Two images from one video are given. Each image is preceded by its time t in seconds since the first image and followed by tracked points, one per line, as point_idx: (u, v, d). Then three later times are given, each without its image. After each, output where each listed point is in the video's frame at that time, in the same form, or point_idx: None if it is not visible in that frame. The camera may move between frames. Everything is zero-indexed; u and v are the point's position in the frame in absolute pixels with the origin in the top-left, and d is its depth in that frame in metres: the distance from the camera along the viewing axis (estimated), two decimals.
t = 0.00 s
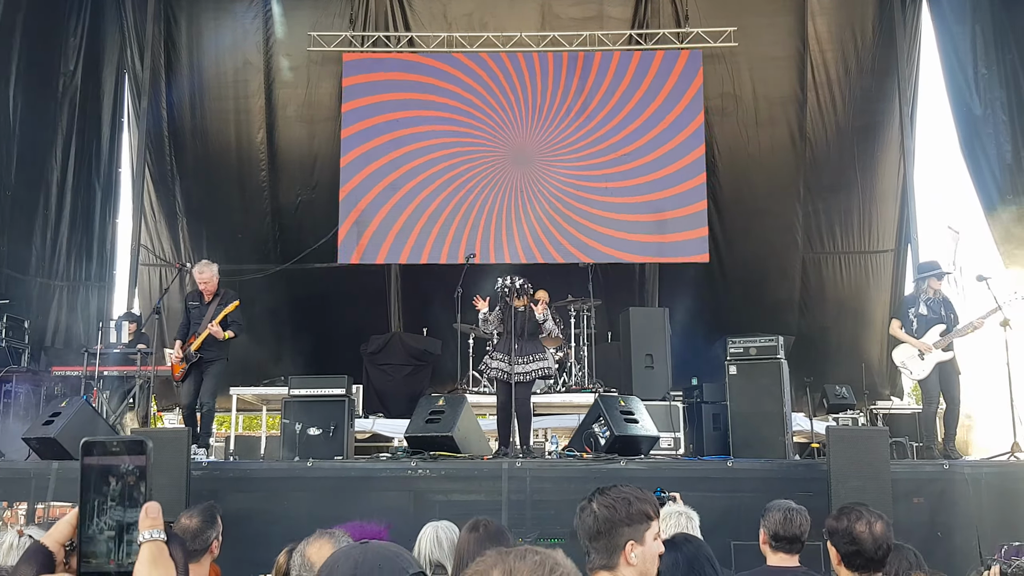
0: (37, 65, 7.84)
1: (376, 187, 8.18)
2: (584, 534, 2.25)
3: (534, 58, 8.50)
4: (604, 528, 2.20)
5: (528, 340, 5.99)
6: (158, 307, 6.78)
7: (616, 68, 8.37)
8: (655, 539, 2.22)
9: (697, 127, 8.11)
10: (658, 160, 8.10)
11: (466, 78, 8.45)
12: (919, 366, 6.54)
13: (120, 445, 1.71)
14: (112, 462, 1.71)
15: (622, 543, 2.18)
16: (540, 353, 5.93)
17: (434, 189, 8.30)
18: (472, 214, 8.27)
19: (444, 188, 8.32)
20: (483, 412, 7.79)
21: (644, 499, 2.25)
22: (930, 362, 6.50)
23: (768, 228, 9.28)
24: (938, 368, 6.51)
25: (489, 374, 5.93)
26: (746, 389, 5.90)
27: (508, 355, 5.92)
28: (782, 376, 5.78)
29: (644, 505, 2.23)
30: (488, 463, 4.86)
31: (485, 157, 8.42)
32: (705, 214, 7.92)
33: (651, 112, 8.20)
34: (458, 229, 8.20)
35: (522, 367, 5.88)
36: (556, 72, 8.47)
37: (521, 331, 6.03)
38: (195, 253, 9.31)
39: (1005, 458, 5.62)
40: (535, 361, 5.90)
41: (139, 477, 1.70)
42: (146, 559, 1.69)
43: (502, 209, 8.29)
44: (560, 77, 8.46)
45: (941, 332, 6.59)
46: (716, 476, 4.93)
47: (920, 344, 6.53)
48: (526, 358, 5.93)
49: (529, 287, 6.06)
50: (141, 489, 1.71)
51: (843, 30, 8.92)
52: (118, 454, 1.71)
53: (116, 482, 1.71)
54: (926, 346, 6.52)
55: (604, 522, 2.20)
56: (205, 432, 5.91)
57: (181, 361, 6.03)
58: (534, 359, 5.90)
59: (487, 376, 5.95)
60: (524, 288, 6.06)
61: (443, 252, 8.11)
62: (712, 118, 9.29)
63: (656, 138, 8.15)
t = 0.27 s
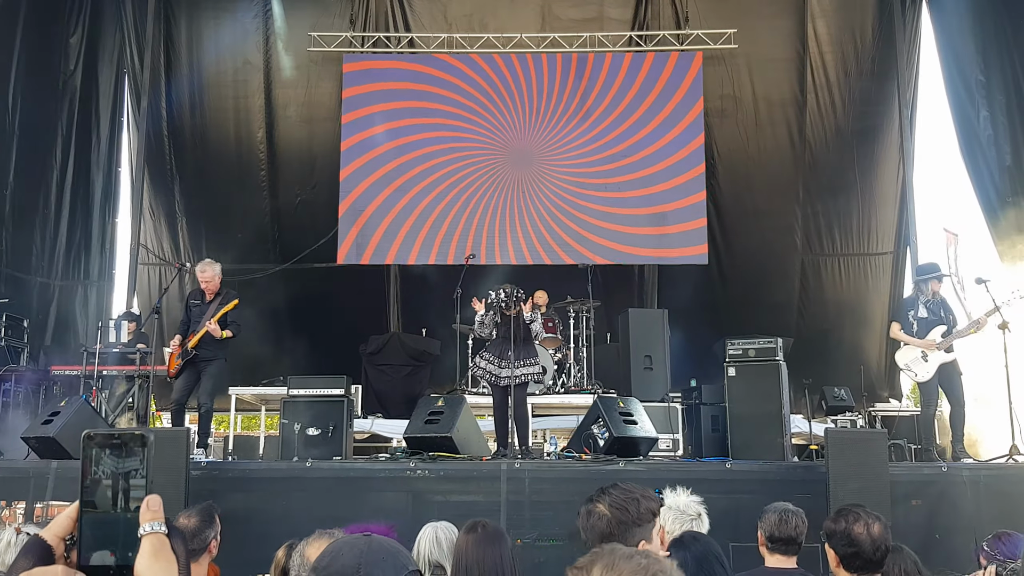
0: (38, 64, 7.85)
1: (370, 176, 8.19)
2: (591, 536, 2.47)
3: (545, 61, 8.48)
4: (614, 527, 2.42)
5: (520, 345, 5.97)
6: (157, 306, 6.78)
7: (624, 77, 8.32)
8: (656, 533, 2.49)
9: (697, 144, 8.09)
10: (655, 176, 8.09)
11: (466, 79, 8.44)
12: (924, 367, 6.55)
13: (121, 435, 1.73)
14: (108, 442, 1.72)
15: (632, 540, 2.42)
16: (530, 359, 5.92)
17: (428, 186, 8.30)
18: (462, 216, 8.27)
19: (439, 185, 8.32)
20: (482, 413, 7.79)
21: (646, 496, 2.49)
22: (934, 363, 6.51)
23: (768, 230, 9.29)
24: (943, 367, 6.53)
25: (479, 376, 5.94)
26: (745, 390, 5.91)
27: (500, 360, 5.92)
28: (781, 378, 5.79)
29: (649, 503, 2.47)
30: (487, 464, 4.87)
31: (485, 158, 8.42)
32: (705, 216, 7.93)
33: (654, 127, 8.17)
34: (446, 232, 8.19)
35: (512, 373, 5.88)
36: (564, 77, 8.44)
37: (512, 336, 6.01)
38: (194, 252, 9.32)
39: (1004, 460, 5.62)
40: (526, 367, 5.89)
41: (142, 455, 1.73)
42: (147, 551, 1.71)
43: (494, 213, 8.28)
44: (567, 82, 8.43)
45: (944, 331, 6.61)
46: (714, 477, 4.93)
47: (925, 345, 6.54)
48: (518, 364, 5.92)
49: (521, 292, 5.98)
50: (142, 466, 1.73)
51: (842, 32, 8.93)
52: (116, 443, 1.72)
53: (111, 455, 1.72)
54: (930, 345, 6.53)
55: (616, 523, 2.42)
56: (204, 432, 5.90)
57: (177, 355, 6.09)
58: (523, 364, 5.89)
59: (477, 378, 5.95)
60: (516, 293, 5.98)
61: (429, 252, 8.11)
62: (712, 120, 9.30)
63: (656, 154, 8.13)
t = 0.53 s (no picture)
0: (40, 62, 7.86)
1: (368, 164, 8.20)
2: (613, 542, 2.39)
3: (555, 63, 8.47)
4: (638, 529, 2.36)
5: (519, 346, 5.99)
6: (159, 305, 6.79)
7: (633, 85, 8.28)
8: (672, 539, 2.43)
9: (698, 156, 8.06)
10: (653, 188, 8.07)
11: (467, 79, 8.44)
12: (928, 368, 6.54)
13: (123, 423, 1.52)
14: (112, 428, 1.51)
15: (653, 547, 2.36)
16: (529, 360, 5.96)
17: (426, 178, 8.31)
18: (456, 214, 8.27)
19: (437, 180, 8.33)
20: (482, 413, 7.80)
21: (666, 501, 2.44)
22: (937, 364, 6.50)
23: (769, 231, 9.29)
24: (947, 370, 6.50)
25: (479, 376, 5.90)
26: (745, 391, 5.91)
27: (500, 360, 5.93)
28: (781, 379, 5.79)
29: (670, 508, 2.42)
30: (487, 464, 4.88)
31: (485, 159, 8.42)
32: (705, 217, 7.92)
33: (658, 139, 8.14)
34: (438, 231, 8.18)
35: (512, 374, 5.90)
36: (573, 81, 8.43)
37: (511, 337, 6.02)
38: (195, 251, 9.32)
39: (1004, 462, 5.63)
40: (524, 368, 5.94)
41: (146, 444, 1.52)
42: (152, 543, 1.47)
43: (495, 214, 8.28)
44: (575, 86, 8.42)
45: (950, 331, 6.58)
46: (715, 478, 4.94)
47: (928, 346, 6.55)
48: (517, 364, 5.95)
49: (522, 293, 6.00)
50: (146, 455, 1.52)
51: (844, 32, 8.93)
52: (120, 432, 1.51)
53: (113, 446, 1.52)
54: (934, 346, 6.54)
55: (637, 525, 2.35)
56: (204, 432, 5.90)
57: (178, 355, 6.06)
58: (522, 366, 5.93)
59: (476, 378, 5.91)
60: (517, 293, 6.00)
61: (419, 249, 8.10)
62: (713, 120, 9.30)
63: (657, 166, 8.10)
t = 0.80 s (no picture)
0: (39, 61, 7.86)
1: (367, 149, 8.19)
2: (628, 544, 2.37)
3: (565, 62, 8.43)
4: (655, 532, 2.33)
5: (517, 341, 5.97)
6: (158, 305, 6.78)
7: (640, 92, 8.22)
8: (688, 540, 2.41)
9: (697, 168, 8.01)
10: (652, 186, 8.05)
11: (466, 78, 8.44)
12: (936, 368, 6.57)
13: (122, 425, 1.74)
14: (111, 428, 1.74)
15: (671, 547, 2.33)
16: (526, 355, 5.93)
17: (423, 169, 8.30)
18: (449, 211, 8.26)
19: (435, 172, 8.33)
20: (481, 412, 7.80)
21: (681, 501, 2.42)
22: (946, 364, 6.52)
23: (768, 230, 9.29)
24: (956, 370, 6.50)
25: (478, 372, 5.90)
26: (744, 390, 5.92)
27: (498, 355, 5.92)
28: (780, 378, 5.79)
29: (686, 507, 2.40)
30: (486, 463, 4.88)
31: (484, 157, 8.41)
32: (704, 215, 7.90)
33: (660, 149, 8.09)
34: (429, 226, 8.17)
35: (509, 368, 5.88)
36: (580, 82, 8.39)
37: (508, 332, 6.00)
38: (194, 250, 9.32)
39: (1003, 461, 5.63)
40: (521, 362, 5.91)
41: (143, 449, 1.73)
42: (149, 541, 1.71)
43: (494, 212, 8.28)
44: (582, 88, 8.38)
45: (961, 332, 6.58)
46: (713, 477, 4.94)
47: (936, 345, 6.58)
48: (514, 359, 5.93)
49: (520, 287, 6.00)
50: (139, 458, 1.74)
51: (843, 31, 8.92)
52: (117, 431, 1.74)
53: (110, 447, 1.73)
54: (943, 347, 6.57)
55: (654, 526, 2.33)
56: (203, 431, 5.90)
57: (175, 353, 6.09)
58: (521, 358, 5.92)
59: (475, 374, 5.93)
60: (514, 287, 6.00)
61: (408, 243, 8.09)
62: (711, 119, 9.31)
63: (655, 177, 8.06)
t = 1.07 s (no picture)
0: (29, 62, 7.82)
1: (360, 136, 8.20)
2: (627, 541, 2.33)
3: (567, 65, 8.43)
4: (655, 527, 2.29)
5: (511, 337, 5.98)
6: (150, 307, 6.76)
7: (639, 101, 8.22)
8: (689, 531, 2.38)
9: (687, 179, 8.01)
10: (645, 185, 8.06)
11: (458, 78, 8.44)
12: (934, 363, 6.63)
13: (112, 437, 1.81)
14: (102, 439, 1.82)
15: (673, 543, 2.29)
16: (519, 350, 5.95)
17: (416, 160, 8.31)
18: (437, 208, 8.26)
19: (428, 164, 8.33)
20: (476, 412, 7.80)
21: (677, 493, 2.38)
22: (943, 359, 6.57)
23: (761, 228, 9.31)
24: (952, 364, 6.56)
25: (473, 371, 5.86)
26: (738, 388, 5.93)
27: (493, 352, 5.92)
28: (774, 375, 5.81)
29: (682, 499, 2.36)
30: (481, 463, 4.87)
31: (477, 156, 8.41)
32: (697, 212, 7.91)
33: (653, 160, 8.08)
34: (414, 221, 8.17)
35: (503, 364, 5.87)
36: (580, 86, 8.39)
37: (503, 329, 6.01)
38: (187, 252, 9.30)
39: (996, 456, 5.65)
40: (515, 358, 5.92)
41: (132, 462, 1.81)
42: (141, 553, 1.77)
43: (487, 212, 8.29)
44: (582, 92, 8.38)
45: (958, 327, 6.61)
46: (708, 475, 4.96)
47: (933, 341, 6.64)
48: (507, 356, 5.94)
49: (509, 285, 6.11)
50: (130, 469, 1.81)
51: (834, 29, 8.93)
52: (109, 441, 1.81)
53: (102, 458, 1.81)
54: (939, 342, 6.62)
55: (654, 522, 2.29)
56: (197, 433, 5.89)
57: (166, 355, 6.08)
58: (514, 355, 5.93)
59: (469, 375, 5.88)
60: (503, 285, 6.09)
61: (397, 240, 8.08)
62: (704, 118, 9.33)
63: (646, 188, 8.06)
